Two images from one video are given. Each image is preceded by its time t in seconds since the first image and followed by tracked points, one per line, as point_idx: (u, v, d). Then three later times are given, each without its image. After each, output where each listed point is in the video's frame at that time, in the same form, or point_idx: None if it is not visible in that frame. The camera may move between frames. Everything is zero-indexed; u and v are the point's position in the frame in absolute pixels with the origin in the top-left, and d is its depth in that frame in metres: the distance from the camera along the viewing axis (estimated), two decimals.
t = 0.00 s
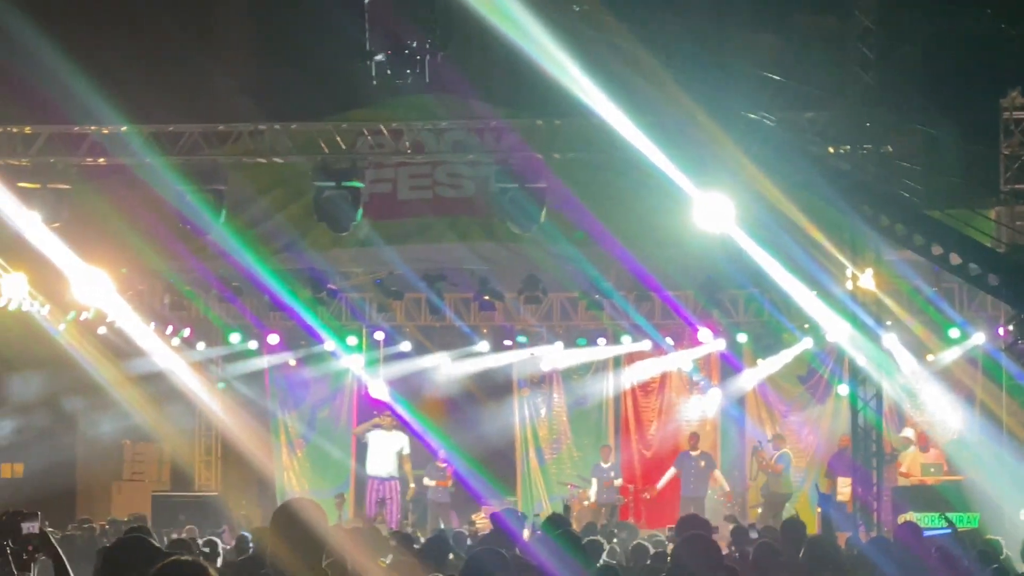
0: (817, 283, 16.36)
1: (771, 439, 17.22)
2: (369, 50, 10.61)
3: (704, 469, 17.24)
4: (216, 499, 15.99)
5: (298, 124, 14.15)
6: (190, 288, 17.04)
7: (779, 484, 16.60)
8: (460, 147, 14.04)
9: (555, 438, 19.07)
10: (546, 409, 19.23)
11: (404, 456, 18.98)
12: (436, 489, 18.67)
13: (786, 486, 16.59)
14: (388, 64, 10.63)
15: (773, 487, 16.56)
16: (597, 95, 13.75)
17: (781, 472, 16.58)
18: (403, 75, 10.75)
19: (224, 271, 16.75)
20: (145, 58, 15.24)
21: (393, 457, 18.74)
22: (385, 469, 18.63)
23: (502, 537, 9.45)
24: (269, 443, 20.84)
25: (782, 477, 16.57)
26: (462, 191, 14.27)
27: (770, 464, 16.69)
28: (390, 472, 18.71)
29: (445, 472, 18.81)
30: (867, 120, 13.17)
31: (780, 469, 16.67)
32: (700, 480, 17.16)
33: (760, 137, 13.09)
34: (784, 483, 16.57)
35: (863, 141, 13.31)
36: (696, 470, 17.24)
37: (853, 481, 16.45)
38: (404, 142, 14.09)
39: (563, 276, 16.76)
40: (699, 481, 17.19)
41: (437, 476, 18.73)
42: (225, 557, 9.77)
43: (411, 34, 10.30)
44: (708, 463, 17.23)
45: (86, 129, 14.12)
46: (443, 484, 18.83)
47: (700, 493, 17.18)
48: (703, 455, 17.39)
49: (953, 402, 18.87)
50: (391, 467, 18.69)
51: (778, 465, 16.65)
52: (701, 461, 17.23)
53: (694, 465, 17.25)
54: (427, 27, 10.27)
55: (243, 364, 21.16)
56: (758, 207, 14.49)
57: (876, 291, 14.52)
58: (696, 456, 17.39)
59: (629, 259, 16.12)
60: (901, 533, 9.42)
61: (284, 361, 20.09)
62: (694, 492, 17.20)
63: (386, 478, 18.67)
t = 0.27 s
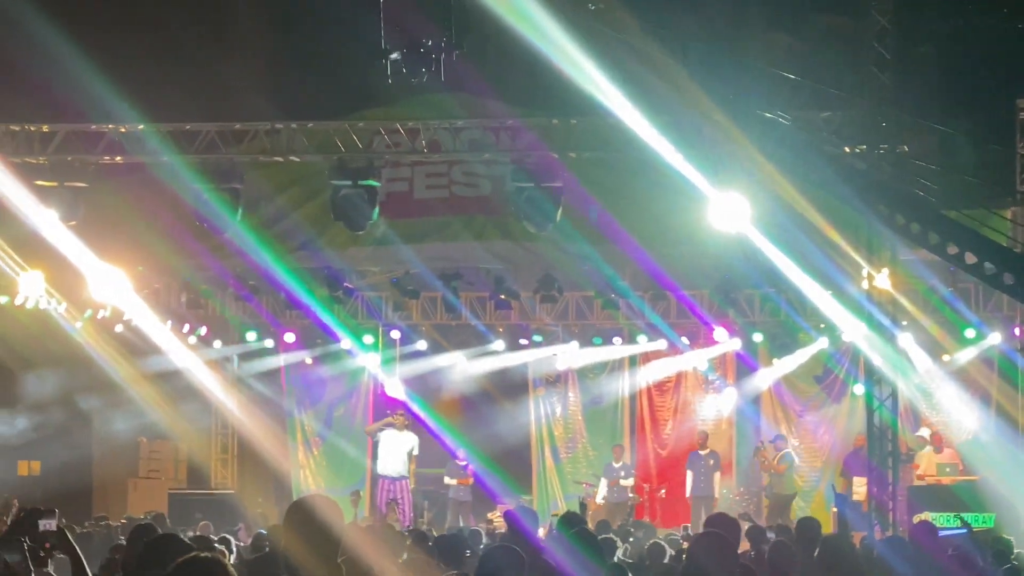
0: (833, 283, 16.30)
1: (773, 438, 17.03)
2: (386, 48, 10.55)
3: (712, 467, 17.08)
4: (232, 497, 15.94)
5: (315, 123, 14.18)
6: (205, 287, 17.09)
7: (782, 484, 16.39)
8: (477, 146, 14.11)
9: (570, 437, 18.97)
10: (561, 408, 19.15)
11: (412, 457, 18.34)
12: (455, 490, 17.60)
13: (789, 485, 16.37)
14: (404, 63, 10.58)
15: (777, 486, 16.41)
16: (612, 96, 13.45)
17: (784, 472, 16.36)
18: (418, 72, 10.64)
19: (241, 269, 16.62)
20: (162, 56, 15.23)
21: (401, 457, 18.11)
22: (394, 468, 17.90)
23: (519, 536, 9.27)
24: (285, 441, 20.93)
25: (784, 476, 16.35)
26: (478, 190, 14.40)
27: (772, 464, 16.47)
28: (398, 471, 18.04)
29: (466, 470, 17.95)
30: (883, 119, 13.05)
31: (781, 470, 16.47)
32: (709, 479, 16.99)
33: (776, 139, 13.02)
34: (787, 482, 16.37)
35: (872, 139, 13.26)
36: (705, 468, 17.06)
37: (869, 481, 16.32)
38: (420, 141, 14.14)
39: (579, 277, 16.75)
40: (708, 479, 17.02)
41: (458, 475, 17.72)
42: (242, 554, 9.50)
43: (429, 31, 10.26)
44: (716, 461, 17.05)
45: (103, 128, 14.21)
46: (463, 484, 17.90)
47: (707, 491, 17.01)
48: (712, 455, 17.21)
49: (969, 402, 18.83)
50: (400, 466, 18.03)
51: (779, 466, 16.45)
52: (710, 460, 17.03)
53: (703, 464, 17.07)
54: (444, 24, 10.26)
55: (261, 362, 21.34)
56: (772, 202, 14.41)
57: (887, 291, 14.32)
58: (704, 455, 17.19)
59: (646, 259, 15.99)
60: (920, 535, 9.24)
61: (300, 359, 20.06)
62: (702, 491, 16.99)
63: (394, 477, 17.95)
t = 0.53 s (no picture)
0: (848, 285, 16.22)
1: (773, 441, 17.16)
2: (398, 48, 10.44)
3: (721, 469, 17.01)
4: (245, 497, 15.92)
5: (331, 124, 14.27)
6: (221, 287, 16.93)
7: (783, 486, 16.54)
8: (491, 147, 14.18)
9: (585, 438, 18.92)
10: (576, 409, 19.09)
11: (419, 461, 16.84)
12: (472, 490, 17.25)
13: (790, 488, 16.50)
14: (416, 62, 10.42)
15: (779, 489, 16.56)
16: (630, 98, 13.34)
17: (785, 474, 16.48)
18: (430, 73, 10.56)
19: (257, 270, 16.20)
20: (179, 56, 15.28)
21: (408, 460, 16.70)
22: (402, 469, 16.65)
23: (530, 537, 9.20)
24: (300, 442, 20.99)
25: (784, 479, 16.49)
26: (492, 191, 14.38)
27: (773, 466, 16.61)
28: (405, 474, 16.63)
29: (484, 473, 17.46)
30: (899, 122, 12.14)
31: (783, 472, 16.58)
32: (720, 481, 16.89)
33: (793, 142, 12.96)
34: (788, 484, 16.51)
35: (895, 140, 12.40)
36: (716, 470, 16.97)
37: (886, 483, 16.14)
38: (435, 143, 14.21)
39: (594, 278, 16.68)
40: (719, 480, 16.93)
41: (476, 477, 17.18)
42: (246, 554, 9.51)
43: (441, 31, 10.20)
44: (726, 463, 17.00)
45: (119, 129, 14.27)
46: (482, 485, 17.39)
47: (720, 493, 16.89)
48: (721, 456, 17.12)
49: (985, 405, 18.79)
50: (407, 469, 16.67)
51: (780, 468, 16.57)
52: (719, 462, 16.96)
53: (713, 466, 17.01)
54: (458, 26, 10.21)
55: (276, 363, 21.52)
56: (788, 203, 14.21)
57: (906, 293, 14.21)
58: (713, 457, 17.14)
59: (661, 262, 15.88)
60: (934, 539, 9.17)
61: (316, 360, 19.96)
62: (714, 493, 16.93)
63: (401, 480, 16.57)
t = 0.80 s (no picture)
0: (858, 286, 16.20)
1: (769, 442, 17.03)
2: (408, 48, 10.36)
3: (729, 471, 16.97)
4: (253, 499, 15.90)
5: (341, 125, 14.23)
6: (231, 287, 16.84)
7: (781, 486, 16.39)
8: (503, 148, 14.15)
9: (595, 440, 18.86)
10: (587, 410, 19.02)
11: (427, 463, 16.77)
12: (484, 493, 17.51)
13: (788, 488, 16.35)
14: (426, 65, 10.39)
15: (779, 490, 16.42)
16: (638, 95, 13.34)
17: (784, 475, 16.37)
18: (441, 75, 10.46)
19: (268, 271, 16.38)
20: (194, 54, 15.45)
21: (416, 462, 16.65)
22: (410, 471, 16.60)
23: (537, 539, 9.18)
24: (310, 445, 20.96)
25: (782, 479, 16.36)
26: (503, 192, 14.36)
27: (768, 467, 16.49)
28: (414, 475, 16.58)
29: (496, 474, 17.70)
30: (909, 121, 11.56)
31: (782, 473, 16.41)
32: (728, 482, 16.85)
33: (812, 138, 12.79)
34: (786, 485, 16.35)
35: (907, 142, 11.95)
36: (724, 472, 16.94)
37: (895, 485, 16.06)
38: (446, 143, 14.20)
39: (604, 279, 16.64)
40: (727, 482, 16.92)
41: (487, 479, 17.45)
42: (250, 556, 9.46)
43: (451, 32, 10.10)
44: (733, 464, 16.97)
45: (129, 129, 14.26)
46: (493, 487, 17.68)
47: (729, 495, 16.83)
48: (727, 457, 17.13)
49: (996, 408, 18.91)
50: (416, 470, 16.62)
51: (779, 469, 16.45)
52: (727, 463, 16.95)
53: (720, 468, 16.99)
54: (468, 26, 10.09)
55: (285, 364, 21.36)
56: (801, 203, 14.14)
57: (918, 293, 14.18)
58: (721, 458, 17.13)
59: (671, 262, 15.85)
60: (946, 540, 9.17)
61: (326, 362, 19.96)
62: (724, 494, 16.88)
63: (409, 481, 16.52)
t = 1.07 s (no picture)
0: (859, 285, 16.16)
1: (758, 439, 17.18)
2: (408, 48, 10.37)
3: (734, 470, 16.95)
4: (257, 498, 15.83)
5: (344, 124, 14.19)
6: (228, 289, 16.57)
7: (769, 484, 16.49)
8: (504, 149, 14.16)
9: (597, 439, 18.89)
10: (589, 410, 19.05)
11: (428, 462, 16.71)
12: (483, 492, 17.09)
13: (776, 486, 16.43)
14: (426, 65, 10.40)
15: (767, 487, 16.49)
16: (640, 96, 13.26)
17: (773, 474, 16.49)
18: (442, 75, 10.44)
19: (270, 271, 16.43)
20: (196, 53, 15.41)
21: (418, 461, 16.60)
22: (412, 470, 16.54)
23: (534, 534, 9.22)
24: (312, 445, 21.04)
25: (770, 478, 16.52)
26: (505, 192, 14.36)
27: (756, 465, 16.65)
28: (416, 474, 16.53)
29: (495, 473, 17.27)
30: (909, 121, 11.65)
31: (771, 472, 16.52)
32: (731, 481, 16.84)
33: (816, 133, 12.71)
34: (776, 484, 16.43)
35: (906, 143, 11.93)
36: (728, 470, 16.92)
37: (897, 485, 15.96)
38: (447, 143, 14.13)
39: (606, 278, 16.66)
40: (730, 481, 16.90)
41: (486, 477, 16.96)
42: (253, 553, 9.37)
43: (452, 32, 10.08)
44: (739, 462, 16.91)
45: (132, 130, 14.25)
46: (492, 486, 17.26)
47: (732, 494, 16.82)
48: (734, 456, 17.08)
49: (997, 408, 18.91)
50: (418, 470, 16.57)
51: (768, 468, 16.59)
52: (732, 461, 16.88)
53: (724, 467, 16.95)
54: (468, 22, 10.05)
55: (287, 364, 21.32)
56: (803, 206, 14.17)
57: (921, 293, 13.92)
58: (725, 456, 17.11)
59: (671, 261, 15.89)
60: (945, 537, 9.21)
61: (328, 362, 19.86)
62: (726, 493, 16.87)
63: (412, 481, 16.47)
